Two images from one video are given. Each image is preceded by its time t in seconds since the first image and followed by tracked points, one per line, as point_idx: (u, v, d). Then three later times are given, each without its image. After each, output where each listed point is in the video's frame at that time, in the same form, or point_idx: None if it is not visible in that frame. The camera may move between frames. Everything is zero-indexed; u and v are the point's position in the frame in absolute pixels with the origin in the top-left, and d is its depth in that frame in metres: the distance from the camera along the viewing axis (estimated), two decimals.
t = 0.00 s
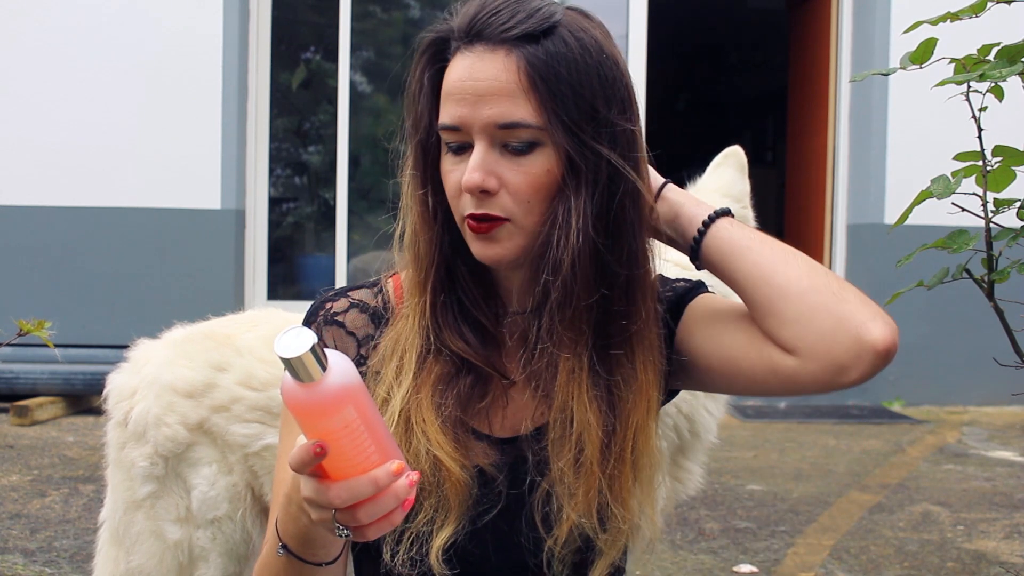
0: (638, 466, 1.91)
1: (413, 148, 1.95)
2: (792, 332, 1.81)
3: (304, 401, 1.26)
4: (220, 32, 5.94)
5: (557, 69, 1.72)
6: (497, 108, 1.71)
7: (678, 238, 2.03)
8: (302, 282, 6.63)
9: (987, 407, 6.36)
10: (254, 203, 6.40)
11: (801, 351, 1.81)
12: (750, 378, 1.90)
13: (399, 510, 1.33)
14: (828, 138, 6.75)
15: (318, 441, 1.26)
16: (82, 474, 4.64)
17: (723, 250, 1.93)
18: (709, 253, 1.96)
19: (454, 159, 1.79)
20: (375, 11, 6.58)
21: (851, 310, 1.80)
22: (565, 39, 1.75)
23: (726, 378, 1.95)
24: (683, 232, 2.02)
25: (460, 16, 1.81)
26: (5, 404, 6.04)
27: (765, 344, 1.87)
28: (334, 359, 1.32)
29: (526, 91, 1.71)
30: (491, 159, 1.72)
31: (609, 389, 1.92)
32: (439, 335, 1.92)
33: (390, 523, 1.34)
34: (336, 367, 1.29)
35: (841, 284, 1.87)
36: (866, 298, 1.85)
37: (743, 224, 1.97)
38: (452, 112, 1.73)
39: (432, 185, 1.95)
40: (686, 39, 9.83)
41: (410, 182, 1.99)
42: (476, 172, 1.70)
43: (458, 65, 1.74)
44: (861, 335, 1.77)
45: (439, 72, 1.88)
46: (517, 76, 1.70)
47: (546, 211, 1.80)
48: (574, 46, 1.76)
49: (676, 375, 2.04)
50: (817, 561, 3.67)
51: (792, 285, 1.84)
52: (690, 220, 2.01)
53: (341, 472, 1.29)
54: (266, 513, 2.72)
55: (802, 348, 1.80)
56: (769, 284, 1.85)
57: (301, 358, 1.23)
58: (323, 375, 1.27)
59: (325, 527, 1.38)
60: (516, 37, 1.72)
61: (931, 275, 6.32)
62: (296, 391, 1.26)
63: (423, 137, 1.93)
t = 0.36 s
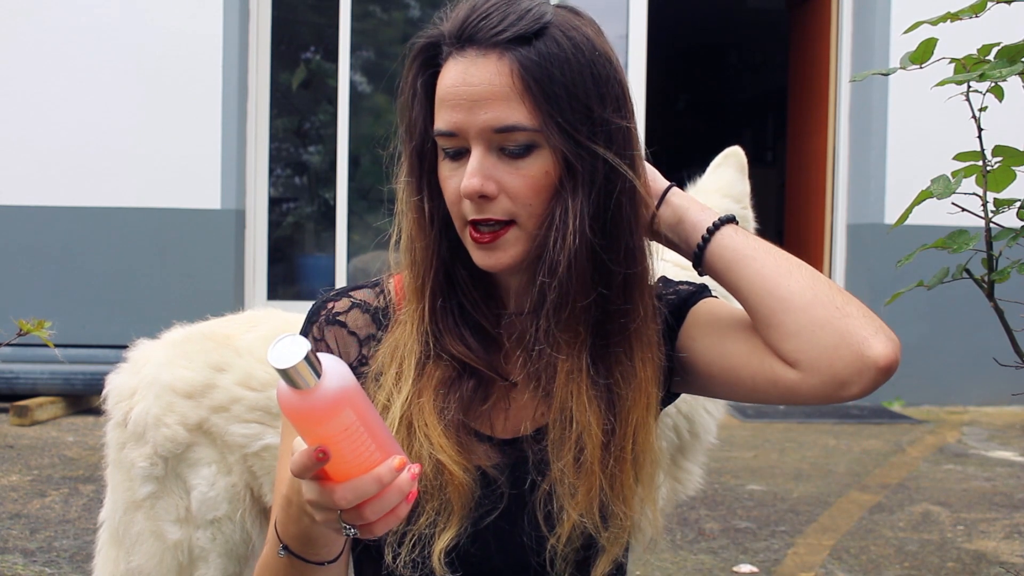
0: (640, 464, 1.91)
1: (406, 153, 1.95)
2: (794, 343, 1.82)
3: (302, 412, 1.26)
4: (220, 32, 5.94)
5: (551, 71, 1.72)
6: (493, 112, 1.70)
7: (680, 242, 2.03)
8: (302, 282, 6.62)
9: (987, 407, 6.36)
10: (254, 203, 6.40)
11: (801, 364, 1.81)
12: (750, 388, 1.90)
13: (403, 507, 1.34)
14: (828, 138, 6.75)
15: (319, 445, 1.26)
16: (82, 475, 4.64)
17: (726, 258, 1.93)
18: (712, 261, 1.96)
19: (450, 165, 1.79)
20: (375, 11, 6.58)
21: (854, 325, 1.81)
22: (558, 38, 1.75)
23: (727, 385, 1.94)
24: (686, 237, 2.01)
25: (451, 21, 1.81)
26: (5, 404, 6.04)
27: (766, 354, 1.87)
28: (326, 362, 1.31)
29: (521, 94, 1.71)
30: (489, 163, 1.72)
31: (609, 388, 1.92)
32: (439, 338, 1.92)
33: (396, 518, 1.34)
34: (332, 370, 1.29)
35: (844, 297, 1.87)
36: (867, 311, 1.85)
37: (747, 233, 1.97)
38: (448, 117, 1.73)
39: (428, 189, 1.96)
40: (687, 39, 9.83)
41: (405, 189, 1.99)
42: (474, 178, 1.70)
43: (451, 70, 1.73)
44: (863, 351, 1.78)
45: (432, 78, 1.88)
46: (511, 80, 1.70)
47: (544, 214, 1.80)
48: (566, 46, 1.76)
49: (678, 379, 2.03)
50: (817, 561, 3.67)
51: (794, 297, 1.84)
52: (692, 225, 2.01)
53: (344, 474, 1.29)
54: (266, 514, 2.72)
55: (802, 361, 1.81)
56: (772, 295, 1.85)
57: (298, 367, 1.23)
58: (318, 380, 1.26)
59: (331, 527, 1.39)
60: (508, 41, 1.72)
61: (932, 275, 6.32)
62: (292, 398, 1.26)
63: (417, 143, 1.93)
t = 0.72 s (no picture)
0: (639, 461, 1.90)
1: (401, 154, 1.95)
2: (795, 350, 1.82)
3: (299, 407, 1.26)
4: (220, 33, 5.94)
5: (541, 68, 1.72)
6: (485, 112, 1.71)
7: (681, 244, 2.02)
8: (302, 282, 6.62)
9: (987, 407, 6.37)
10: (254, 203, 6.40)
11: (801, 370, 1.82)
12: (750, 392, 1.91)
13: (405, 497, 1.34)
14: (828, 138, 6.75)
15: (319, 442, 1.26)
16: (82, 475, 4.64)
17: (727, 261, 1.93)
18: (712, 264, 1.96)
19: (445, 165, 1.79)
20: (375, 11, 6.58)
21: (853, 332, 1.81)
22: (548, 36, 1.75)
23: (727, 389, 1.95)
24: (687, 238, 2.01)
25: (440, 22, 1.82)
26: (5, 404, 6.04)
27: (766, 360, 1.88)
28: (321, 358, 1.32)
29: (513, 92, 1.71)
30: (483, 162, 1.72)
31: (606, 384, 1.92)
32: (438, 336, 1.92)
33: (399, 509, 1.34)
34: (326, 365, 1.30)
35: (844, 302, 1.87)
36: (867, 317, 1.86)
37: (748, 235, 1.97)
38: (441, 118, 1.73)
39: (424, 188, 1.95)
40: (687, 39, 9.84)
41: (400, 190, 1.99)
42: (469, 178, 1.71)
43: (442, 71, 1.74)
44: (862, 359, 1.79)
45: (424, 79, 1.88)
46: (502, 79, 1.70)
47: (539, 211, 1.80)
48: (557, 43, 1.76)
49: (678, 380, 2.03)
50: (817, 561, 3.67)
51: (795, 302, 1.84)
52: (691, 227, 2.01)
53: (345, 468, 1.28)
54: (262, 513, 2.73)
55: (802, 368, 1.81)
56: (773, 300, 1.86)
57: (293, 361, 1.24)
58: (313, 374, 1.26)
59: (334, 522, 1.39)
60: (498, 40, 1.72)
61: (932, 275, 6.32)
62: (289, 394, 1.27)
63: (411, 144, 1.93)
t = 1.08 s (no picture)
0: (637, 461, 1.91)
1: (400, 158, 1.95)
2: (793, 348, 1.82)
3: (298, 405, 1.26)
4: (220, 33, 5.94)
5: (540, 73, 1.72)
6: (484, 118, 1.70)
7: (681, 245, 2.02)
8: (302, 282, 6.61)
9: (988, 407, 6.37)
10: (254, 203, 6.40)
11: (799, 369, 1.81)
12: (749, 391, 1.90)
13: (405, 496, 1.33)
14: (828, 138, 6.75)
15: (318, 441, 1.26)
16: (82, 474, 4.64)
17: (726, 260, 1.93)
18: (710, 263, 1.96)
19: (445, 168, 1.79)
20: (375, 11, 6.58)
21: (851, 330, 1.81)
22: (546, 39, 1.75)
23: (725, 389, 1.95)
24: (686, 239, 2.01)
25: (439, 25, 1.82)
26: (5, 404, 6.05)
27: (764, 359, 1.88)
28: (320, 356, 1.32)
29: (512, 98, 1.71)
30: (483, 167, 1.72)
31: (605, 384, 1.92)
32: (438, 337, 1.92)
33: (400, 508, 1.34)
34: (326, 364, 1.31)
35: (842, 300, 1.87)
36: (865, 315, 1.86)
37: (746, 235, 1.97)
38: (440, 122, 1.73)
39: (423, 191, 1.95)
40: (687, 39, 9.84)
41: (398, 194, 1.99)
42: (469, 184, 1.71)
43: (441, 76, 1.73)
44: (861, 356, 1.78)
45: (423, 84, 1.88)
46: (500, 85, 1.70)
47: (539, 216, 1.80)
48: (554, 44, 1.75)
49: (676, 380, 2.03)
50: (817, 561, 3.67)
51: (793, 301, 1.84)
52: (690, 228, 2.01)
53: (345, 467, 1.28)
54: (259, 509, 2.81)
55: (800, 367, 1.81)
56: (771, 299, 1.85)
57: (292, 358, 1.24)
58: (312, 371, 1.27)
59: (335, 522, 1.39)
60: (496, 45, 1.71)
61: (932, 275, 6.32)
62: (287, 392, 1.27)
63: (410, 148, 1.93)
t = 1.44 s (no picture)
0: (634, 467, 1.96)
1: (420, 148, 1.91)
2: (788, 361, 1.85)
3: (357, 427, 1.20)
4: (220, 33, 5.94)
5: (584, 91, 1.72)
6: (523, 126, 1.69)
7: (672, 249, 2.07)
8: (302, 282, 6.61)
9: (987, 407, 6.37)
10: (254, 203, 6.40)
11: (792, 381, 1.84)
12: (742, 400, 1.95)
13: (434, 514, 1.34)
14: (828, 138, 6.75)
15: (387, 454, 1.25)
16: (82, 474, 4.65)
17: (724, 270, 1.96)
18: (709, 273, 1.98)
19: (467, 167, 1.77)
20: (375, 11, 6.58)
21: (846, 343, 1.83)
22: (592, 58, 1.76)
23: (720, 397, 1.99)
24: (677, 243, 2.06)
25: (488, 21, 1.78)
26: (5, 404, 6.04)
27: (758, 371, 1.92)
28: (383, 370, 1.24)
29: (554, 112, 1.70)
30: (512, 175, 1.71)
31: (604, 390, 1.95)
32: (440, 336, 1.91)
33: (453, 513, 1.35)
34: (390, 382, 1.22)
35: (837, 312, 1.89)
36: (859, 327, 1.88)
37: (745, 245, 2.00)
38: (474, 122, 1.71)
39: (437, 187, 1.92)
40: (687, 39, 9.84)
41: (414, 185, 1.96)
42: (496, 189, 1.70)
43: (481, 78, 1.71)
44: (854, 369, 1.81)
45: (456, 76, 1.83)
46: (545, 96, 1.69)
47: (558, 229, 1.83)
48: (600, 66, 1.77)
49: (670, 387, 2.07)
50: (817, 561, 3.67)
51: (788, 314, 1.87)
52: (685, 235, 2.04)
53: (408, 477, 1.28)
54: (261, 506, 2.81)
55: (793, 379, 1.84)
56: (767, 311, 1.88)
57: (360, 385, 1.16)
58: (377, 396, 1.19)
59: (373, 536, 1.37)
60: (548, 57, 1.70)
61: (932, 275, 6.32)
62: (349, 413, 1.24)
63: (433, 138, 1.89)
